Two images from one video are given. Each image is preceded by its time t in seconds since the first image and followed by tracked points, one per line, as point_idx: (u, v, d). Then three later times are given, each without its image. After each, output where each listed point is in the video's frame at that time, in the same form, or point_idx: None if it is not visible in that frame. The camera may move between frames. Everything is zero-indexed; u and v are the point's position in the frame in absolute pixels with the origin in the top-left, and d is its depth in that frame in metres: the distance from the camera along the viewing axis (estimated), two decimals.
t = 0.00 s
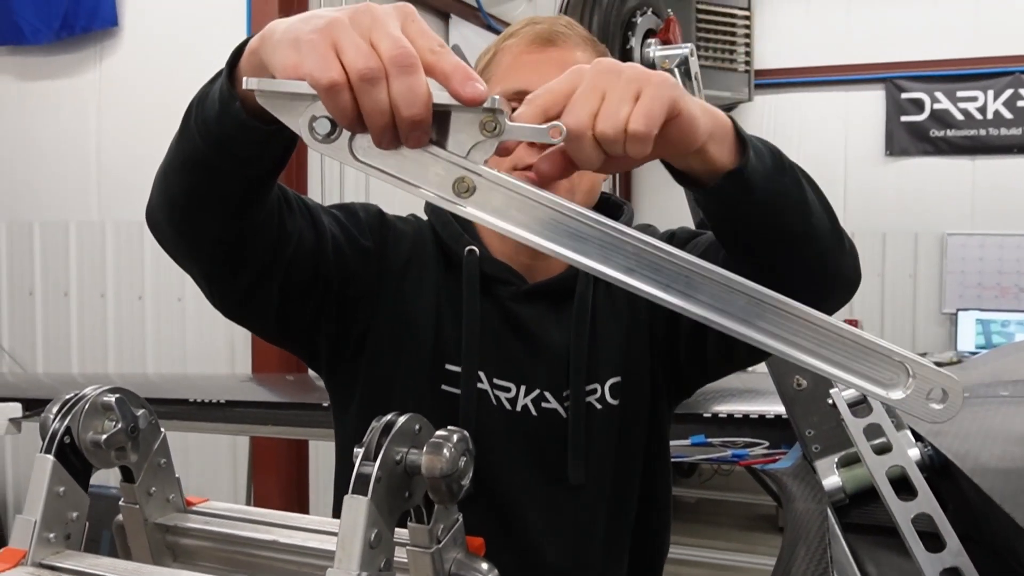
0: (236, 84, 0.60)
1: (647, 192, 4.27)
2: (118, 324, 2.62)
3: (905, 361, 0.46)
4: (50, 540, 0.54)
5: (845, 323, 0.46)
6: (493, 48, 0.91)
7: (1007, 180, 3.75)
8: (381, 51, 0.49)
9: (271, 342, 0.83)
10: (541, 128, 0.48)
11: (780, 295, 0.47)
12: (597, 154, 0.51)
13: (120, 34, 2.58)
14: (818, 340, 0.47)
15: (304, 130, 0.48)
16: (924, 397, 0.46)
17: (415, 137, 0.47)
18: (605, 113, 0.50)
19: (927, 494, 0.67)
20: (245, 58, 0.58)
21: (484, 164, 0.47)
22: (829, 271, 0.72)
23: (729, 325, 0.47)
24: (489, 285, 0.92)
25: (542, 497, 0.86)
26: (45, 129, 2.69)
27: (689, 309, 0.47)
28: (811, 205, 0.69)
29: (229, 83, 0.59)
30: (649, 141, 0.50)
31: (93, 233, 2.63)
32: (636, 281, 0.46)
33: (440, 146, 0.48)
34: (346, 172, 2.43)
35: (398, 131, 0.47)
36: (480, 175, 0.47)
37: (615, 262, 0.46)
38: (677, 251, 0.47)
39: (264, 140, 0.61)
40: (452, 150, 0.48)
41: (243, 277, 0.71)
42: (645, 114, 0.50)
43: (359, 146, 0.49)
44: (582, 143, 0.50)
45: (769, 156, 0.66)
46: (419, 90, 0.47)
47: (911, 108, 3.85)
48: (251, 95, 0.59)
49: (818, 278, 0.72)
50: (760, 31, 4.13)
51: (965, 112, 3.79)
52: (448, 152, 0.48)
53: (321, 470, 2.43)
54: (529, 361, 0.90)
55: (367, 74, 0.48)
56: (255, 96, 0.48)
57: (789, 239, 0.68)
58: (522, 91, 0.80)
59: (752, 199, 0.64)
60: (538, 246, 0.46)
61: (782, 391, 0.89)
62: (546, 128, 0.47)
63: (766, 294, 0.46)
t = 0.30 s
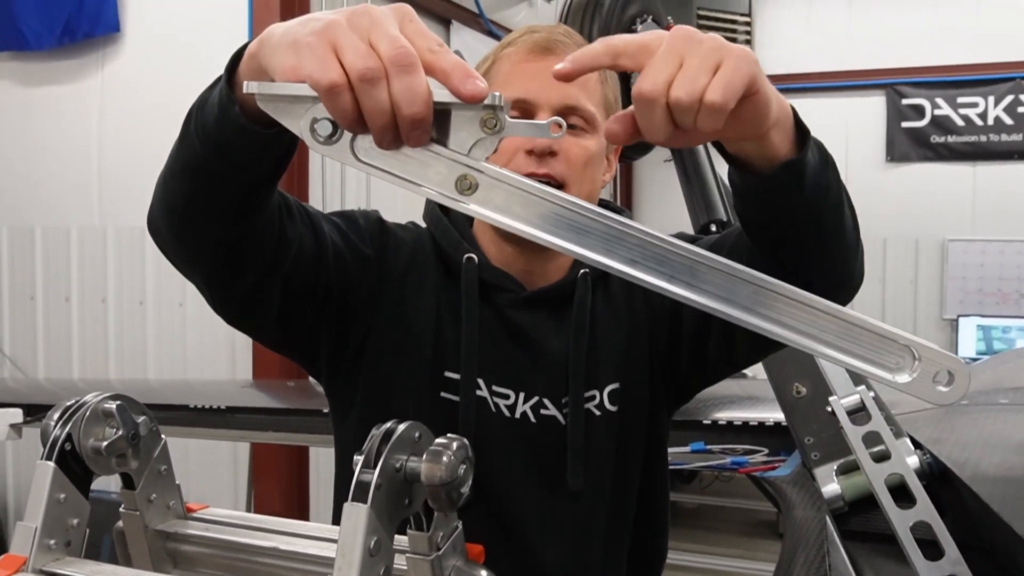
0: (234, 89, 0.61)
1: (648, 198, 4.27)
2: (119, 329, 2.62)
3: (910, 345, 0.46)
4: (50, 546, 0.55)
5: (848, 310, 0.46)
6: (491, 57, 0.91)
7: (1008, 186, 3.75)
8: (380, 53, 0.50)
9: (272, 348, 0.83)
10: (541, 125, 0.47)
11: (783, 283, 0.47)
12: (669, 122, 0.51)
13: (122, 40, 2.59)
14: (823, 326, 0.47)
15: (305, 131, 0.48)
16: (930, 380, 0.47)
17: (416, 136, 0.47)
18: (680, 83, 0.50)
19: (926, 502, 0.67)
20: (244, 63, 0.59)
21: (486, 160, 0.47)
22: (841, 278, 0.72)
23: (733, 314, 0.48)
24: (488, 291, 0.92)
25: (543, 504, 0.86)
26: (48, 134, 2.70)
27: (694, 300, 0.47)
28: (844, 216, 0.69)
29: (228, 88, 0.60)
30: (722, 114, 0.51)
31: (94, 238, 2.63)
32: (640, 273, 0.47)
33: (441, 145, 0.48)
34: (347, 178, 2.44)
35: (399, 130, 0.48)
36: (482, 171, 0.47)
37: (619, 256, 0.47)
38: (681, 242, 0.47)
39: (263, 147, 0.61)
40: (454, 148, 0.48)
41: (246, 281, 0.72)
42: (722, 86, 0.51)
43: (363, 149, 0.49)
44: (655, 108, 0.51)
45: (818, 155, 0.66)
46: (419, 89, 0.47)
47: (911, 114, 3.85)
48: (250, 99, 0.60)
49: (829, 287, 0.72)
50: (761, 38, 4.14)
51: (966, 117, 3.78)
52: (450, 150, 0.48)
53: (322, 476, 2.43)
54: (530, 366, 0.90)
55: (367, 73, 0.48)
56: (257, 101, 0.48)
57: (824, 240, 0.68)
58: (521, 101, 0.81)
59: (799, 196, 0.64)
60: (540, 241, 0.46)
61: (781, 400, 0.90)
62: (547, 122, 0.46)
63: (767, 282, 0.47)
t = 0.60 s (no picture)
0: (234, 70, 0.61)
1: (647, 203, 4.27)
2: (119, 333, 2.62)
3: (916, 323, 0.45)
4: (49, 551, 0.55)
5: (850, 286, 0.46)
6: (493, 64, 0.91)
7: (1007, 190, 3.76)
8: (384, 23, 0.49)
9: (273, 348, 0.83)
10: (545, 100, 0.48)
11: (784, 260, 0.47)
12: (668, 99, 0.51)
13: (122, 44, 2.60)
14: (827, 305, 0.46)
15: (308, 105, 0.48)
16: (939, 359, 0.45)
17: (419, 108, 0.47)
18: (681, 62, 0.50)
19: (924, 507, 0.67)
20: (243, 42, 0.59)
21: (490, 136, 0.48)
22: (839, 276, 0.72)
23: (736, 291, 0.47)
24: (483, 296, 0.92)
25: (539, 508, 0.86)
26: (48, 139, 2.71)
27: (697, 275, 0.47)
28: (845, 210, 0.69)
29: (227, 70, 0.60)
30: (723, 97, 0.50)
31: (94, 243, 2.64)
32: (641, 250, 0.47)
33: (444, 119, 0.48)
34: (346, 182, 2.44)
35: (403, 103, 0.48)
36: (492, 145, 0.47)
37: (626, 231, 0.47)
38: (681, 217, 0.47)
39: (264, 130, 0.61)
40: (458, 123, 0.48)
41: (248, 277, 0.71)
42: (724, 69, 0.50)
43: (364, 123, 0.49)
44: (654, 84, 0.51)
45: (822, 147, 0.65)
46: (423, 60, 0.47)
47: (910, 118, 3.85)
48: (250, 78, 0.60)
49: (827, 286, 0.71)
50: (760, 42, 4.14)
51: (964, 122, 3.79)
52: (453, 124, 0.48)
53: (321, 480, 2.43)
54: (526, 371, 0.90)
55: (372, 44, 0.48)
56: (259, 75, 0.48)
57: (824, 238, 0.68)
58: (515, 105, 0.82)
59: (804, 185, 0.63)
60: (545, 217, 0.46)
61: (780, 404, 0.91)
62: (552, 98, 0.47)
63: (769, 259, 0.47)
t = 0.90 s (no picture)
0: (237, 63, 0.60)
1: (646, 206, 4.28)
2: (117, 336, 2.62)
3: (941, 297, 0.44)
4: (49, 555, 0.55)
5: (872, 262, 0.44)
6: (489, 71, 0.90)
7: (1006, 193, 3.77)
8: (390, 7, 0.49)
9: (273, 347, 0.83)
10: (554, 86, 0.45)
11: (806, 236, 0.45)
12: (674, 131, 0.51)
13: (123, 47, 2.60)
14: (850, 280, 0.45)
15: (313, 93, 0.46)
16: (966, 332, 0.44)
17: (426, 90, 0.46)
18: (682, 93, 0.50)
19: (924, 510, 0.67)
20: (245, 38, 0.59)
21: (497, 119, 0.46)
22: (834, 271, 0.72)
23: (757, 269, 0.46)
24: (482, 298, 0.92)
25: (538, 510, 0.86)
26: (49, 142, 2.71)
27: (720, 257, 0.45)
28: (839, 208, 0.68)
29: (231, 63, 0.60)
30: (723, 127, 0.51)
31: (94, 246, 2.64)
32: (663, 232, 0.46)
33: (451, 103, 0.47)
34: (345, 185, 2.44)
35: (409, 87, 0.46)
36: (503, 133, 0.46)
37: (647, 215, 0.45)
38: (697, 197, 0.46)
39: (267, 123, 0.62)
40: (465, 107, 0.46)
41: (255, 273, 0.72)
42: (725, 97, 0.51)
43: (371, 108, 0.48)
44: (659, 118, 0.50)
45: (813, 147, 0.65)
46: (430, 41, 0.46)
47: (909, 121, 3.86)
48: (251, 70, 0.59)
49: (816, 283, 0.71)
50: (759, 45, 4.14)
51: (964, 125, 3.78)
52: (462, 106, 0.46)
53: (320, 483, 2.43)
54: (525, 374, 0.90)
55: (378, 25, 0.47)
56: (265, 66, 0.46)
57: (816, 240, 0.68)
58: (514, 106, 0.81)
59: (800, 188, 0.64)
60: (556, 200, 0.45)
61: (779, 408, 0.91)
62: (561, 84, 0.44)
63: (790, 236, 0.45)
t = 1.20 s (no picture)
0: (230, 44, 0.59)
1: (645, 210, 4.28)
2: (116, 340, 2.62)
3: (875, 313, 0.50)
4: (48, 560, 0.55)
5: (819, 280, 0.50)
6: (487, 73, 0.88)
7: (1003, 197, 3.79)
8: None
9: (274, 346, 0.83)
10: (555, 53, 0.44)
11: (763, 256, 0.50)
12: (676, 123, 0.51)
13: (122, 50, 2.60)
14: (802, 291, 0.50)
15: (312, 57, 0.45)
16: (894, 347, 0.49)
17: (426, 47, 0.44)
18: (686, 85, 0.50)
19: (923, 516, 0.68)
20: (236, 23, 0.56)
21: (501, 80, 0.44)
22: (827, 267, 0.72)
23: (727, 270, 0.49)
24: (478, 305, 0.92)
25: (535, 515, 0.86)
26: (48, 145, 2.71)
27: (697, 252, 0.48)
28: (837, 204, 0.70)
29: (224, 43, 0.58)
30: (725, 123, 0.51)
31: (92, 249, 2.63)
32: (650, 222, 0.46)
33: (453, 63, 0.45)
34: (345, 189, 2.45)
35: (409, 46, 0.45)
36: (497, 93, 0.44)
37: (641, 202, 0.46)
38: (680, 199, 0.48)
39: (266, 103, 0.61)
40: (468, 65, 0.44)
41: (263, 268, 0.72)
42: (728, 93, 0.51)
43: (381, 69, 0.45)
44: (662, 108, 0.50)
45: (811, 147, 0.66)
46: None
47: (908, 125, 3.87)
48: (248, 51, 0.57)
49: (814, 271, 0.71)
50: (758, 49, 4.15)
51: (963, 129, 3.80)
52: (452, 74, 0.45)
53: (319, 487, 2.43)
54: (521, 378, 0.91)
55: None
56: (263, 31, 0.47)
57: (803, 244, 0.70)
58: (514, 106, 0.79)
59: (791, 190, 0.65)
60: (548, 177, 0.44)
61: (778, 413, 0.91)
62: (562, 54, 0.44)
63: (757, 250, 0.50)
